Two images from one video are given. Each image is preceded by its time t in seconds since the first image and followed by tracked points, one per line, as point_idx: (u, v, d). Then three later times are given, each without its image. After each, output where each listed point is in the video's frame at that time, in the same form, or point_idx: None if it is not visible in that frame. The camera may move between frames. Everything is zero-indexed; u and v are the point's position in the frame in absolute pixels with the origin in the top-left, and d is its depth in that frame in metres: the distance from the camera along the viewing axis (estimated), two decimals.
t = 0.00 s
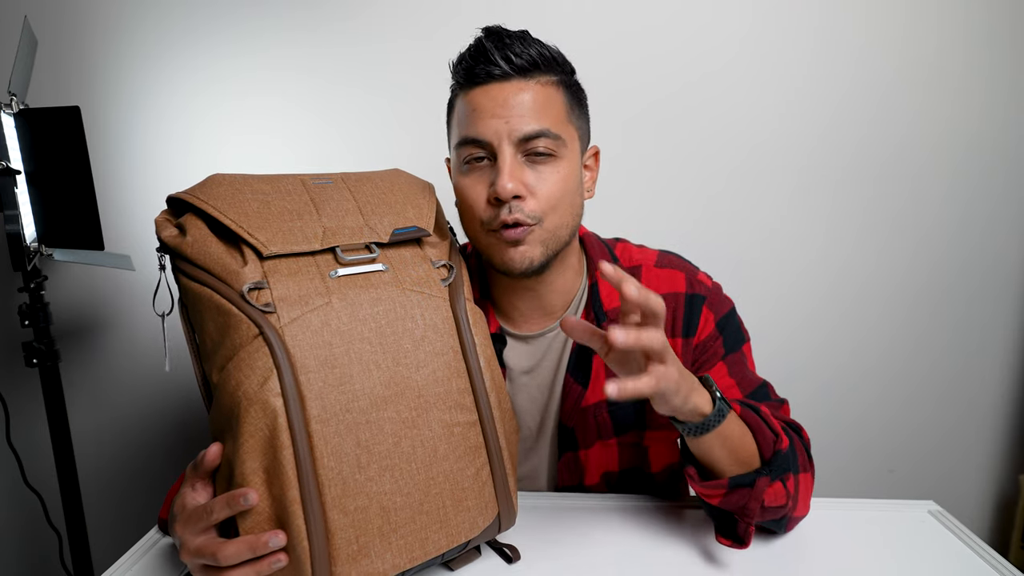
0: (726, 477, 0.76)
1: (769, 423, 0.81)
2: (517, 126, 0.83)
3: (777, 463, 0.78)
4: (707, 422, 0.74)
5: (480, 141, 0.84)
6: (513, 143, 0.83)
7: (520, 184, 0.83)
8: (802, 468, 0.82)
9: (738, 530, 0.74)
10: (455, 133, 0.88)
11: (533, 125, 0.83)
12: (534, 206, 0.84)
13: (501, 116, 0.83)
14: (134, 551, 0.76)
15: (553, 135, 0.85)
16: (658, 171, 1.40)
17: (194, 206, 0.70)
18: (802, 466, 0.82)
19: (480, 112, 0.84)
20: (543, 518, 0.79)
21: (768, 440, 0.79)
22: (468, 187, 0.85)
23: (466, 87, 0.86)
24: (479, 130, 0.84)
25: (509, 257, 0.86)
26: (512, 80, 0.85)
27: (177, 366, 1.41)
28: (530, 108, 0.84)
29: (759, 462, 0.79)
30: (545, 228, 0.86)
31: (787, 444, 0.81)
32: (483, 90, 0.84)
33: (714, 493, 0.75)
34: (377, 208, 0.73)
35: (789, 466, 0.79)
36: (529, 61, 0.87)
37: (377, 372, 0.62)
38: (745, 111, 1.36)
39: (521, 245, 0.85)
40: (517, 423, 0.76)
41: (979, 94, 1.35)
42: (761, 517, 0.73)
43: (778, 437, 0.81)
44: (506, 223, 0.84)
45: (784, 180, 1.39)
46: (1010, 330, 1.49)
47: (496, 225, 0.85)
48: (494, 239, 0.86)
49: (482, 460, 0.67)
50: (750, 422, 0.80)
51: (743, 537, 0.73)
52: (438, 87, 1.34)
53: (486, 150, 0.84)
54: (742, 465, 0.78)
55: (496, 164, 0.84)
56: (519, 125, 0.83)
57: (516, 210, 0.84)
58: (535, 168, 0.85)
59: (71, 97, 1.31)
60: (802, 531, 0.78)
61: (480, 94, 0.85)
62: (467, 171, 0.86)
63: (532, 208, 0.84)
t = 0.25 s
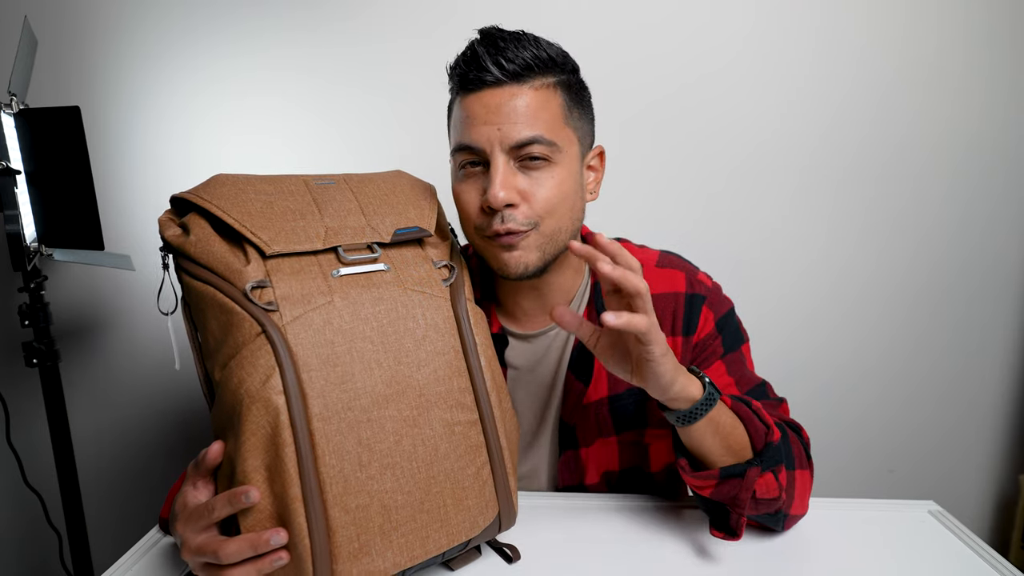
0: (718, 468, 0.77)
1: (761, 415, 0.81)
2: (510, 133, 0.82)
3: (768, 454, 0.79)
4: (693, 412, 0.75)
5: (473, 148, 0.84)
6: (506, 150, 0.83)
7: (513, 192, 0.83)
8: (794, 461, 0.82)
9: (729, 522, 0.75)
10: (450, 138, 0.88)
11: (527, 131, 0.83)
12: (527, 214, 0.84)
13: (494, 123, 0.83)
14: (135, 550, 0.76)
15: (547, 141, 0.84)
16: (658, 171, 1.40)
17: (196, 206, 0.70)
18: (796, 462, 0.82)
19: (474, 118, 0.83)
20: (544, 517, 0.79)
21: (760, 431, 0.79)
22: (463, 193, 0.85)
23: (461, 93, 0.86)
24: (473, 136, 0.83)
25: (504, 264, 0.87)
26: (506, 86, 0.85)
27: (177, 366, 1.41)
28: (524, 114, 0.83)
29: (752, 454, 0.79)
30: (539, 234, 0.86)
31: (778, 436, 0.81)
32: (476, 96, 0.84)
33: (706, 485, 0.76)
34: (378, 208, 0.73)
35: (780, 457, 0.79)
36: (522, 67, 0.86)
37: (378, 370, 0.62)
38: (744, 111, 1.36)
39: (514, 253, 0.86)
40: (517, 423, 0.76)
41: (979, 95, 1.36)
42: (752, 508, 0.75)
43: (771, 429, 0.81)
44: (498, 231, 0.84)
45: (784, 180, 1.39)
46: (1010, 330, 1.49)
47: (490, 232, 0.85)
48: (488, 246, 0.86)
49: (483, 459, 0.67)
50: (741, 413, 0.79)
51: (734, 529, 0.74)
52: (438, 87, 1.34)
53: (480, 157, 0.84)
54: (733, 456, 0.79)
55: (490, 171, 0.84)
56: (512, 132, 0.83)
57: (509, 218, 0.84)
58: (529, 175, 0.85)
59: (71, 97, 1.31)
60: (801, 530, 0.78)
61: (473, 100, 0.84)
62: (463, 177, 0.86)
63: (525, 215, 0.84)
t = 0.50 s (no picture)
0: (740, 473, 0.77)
1: (775, 418, 0.82)
2: (522, 127, 0.83)
3: (788, 457, 0.79)
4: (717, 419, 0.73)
5: (483, 141, 0.84)
6: (517, 144, 0.83)
7: (522, 186, 0.83)
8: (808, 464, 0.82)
9: (755, 529, 0.74)
10: (459, 132, 0.88)
11: (538, 126, 0.83)
12: (536, 207, 0.85)
13: (505, 117, 0.83)
14: (135, 550, 0.76)
15: (557, 137, 0.85)
16: (658, 171, 1.40)
17: (196, 206, 0.70)
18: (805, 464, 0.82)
19: (485, 112, 0.84)
20: (544, 517, 0.79)
21: (777, 433, 0.80)
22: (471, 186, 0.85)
23: (471, 86, 0.86)
24: (483, 129, 0.84)
25: (511, 258, 0.86)
26: (518, 80, 0.85)
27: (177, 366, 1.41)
28: (536, 109, 0.84)
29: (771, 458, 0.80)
30: (547, 229, 0.86)
31: (794, 438, 0.82)
32: (488, 89, 0.84)
33: (728, 493, 0.75)
34: (378, 208, 0.73)
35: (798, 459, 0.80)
36: (534, 61, 0.87)
37: (378, 371, 0.62)
38: (745, 111, 1.36)
39: (523, 245, 0.86)
40: (517, 423, 0.76)
41: (979, 94, 1.35)
42: (777, 511, 0.74)
43: (785, 430, 0.82)
44: (506, 225, 0.84)
45: (784, 179, 1.39)
46: (1010, 330, 1.49)
47: (498, 225, 0.85)
48: (495, 239, 0.86)
49: (483, 460, 0.67)
50: (758, 417, 0.80)
51: (760, 536, 0.73)
52: (438, 87, 1.34)
53: (490, 150, 0.84)
54: (754, 460, 0.79)
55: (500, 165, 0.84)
56: (523, 126, 0.83)
57: (518, 211, 0.84)
58: (538, 170, 0.85)
59: (71, 97, 1.31)
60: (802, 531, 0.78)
61: (485, 93, 0.85)
62: (471, 170, 0.86)
63: (534, 209, 0.84)
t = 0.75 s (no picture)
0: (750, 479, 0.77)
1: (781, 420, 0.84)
2: (540, 126, 0.83)
3: (795, 458, 0.80)
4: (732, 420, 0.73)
5: (500, 140, 0.83)
6: (535, 143, 0.83)
7: (542, 185, 0.83)
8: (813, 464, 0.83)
9: (767, 533, 0.72)
10: (471, 131, 0.87)
11: (556, 126, 0.84)
12: (555, 206, 0.85)
13: (523, 116, 0.83)
14: (135, 550, 0.76)
15: (574, 137, 0.85)
16: (659, 171, 1.40)
17: (195, 206, 0.70)
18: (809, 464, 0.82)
19: (501, 110, 0.83)
20: (544, 517, 0.79)
21: (784, 434, 0.81)
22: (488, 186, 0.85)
23: (485, 84, 0.86)
24: (500, 129, 0.83)
25: (530, 257, 0.86)
26: (534, 79, 0.85)
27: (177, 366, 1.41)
28: (552, 108, 0.84)
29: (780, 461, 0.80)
30: (565, 227, 0.87)
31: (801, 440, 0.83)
32: (504, 88, 0.84)
33: (737, 498, 0.75)
34: (378, 208, 0.73)
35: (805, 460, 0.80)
36: (549, 60, 0.87)
37: (378, 372, 0.62)
38: (745, 111, 1.36)
39: (542, 244, 0.86)
40: (518, 423, 0.76)
41: (979, 95, 1.35)
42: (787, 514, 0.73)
43: (792, 432, 0.83)
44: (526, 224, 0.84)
45: (785, 179, 1.39)
46: (1010, 330, 1.49)
47: (516, 225, 0.85)
48: (514, 238, 0.86)
49: (483, 461, 0.67)
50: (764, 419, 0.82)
51: (772, 539, 0.72)
52: (438, 86, 1.34)
53: (507, 150, 0.84)
54: (763, 464, 0.79)
55: (518, 164, 0.84)
56: (541, 126, 0.83)
57: (538, 211, 0.84)
58: (556, 169, 0.85)
59: (71, 97, 1.31)
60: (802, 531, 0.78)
61: (501, 92, 0.84)
62: (486, 170, 0.86)
63: (552, 208, 0.85)
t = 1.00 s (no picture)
0: (747, 481, 0.77)
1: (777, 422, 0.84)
2: (523, 126, 0.83)
3: (792, 459, 0.80)
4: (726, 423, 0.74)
5: (485, 139, 0.84)
6: (518, 143, 0.83)
7: (524, 185, 0.83)
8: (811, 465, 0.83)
9: (765, 535, 0.72)
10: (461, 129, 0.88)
11: (540, 125, 0.83)
12: (537, 206, 0.85)
13: (508, 116, 0.83)
14: (136, 550, 0.76)
15: (560, 137, 0.85)
16: (658, 171, 1.40)
17: (195, 206, 0.70)
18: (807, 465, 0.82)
19: (487, 109, 0.84)
20: (544, 517, 0.79)
21: (780, 437, 0.82)
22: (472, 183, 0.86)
23: (474, 83, 0.86)
24: (485, 128, 0.84)
25: (512, 255, 0.87)
26: (520, 79, 0.85)
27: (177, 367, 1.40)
28: (538, 108, 0.84)
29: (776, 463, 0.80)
30: (548, 227, 0.87)
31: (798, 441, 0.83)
32: (491, 88, 0.84)
33: (735, 500, 0.74)
34: (378, 208, 0.73)
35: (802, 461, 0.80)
36: (537, 60, 0.86)
37: (379, 371, 0.62)
38: (745, 111, 1.36)
39: (523, 243, 0.86)
40: (518, 423, 0.76)
41: (980, 95, 1.35)
42: (785, 516, 0.73)
43: (789, 434, 0.83)
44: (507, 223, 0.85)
45: (785, 180, 1.39)
46: (1010, 331, 1.49)
47: (499, 223, 0.86)
48: (496, 236, 0.87)
49: (483, 461, 0.67)
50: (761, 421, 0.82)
51: (770, 541, 0.71)
52: (438, 86, 1.34)
53: (492, 149, 0.84)
54: (760, 467, 0.79)
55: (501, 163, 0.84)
56: (525, 125, 0.83)
57: (520, 210, 0.84)
58: (540, 169, 0.85)
59: (71, 97, 1.31)
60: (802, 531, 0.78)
61: (487, 91, 0.85)
62: (473, 168, 0.87)
63: (534, 208, 0.85)
